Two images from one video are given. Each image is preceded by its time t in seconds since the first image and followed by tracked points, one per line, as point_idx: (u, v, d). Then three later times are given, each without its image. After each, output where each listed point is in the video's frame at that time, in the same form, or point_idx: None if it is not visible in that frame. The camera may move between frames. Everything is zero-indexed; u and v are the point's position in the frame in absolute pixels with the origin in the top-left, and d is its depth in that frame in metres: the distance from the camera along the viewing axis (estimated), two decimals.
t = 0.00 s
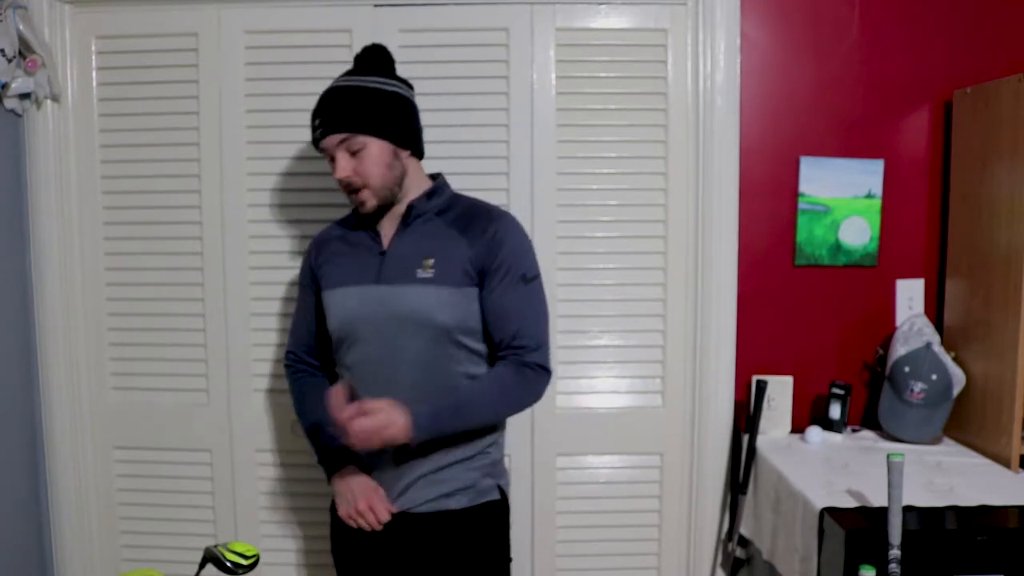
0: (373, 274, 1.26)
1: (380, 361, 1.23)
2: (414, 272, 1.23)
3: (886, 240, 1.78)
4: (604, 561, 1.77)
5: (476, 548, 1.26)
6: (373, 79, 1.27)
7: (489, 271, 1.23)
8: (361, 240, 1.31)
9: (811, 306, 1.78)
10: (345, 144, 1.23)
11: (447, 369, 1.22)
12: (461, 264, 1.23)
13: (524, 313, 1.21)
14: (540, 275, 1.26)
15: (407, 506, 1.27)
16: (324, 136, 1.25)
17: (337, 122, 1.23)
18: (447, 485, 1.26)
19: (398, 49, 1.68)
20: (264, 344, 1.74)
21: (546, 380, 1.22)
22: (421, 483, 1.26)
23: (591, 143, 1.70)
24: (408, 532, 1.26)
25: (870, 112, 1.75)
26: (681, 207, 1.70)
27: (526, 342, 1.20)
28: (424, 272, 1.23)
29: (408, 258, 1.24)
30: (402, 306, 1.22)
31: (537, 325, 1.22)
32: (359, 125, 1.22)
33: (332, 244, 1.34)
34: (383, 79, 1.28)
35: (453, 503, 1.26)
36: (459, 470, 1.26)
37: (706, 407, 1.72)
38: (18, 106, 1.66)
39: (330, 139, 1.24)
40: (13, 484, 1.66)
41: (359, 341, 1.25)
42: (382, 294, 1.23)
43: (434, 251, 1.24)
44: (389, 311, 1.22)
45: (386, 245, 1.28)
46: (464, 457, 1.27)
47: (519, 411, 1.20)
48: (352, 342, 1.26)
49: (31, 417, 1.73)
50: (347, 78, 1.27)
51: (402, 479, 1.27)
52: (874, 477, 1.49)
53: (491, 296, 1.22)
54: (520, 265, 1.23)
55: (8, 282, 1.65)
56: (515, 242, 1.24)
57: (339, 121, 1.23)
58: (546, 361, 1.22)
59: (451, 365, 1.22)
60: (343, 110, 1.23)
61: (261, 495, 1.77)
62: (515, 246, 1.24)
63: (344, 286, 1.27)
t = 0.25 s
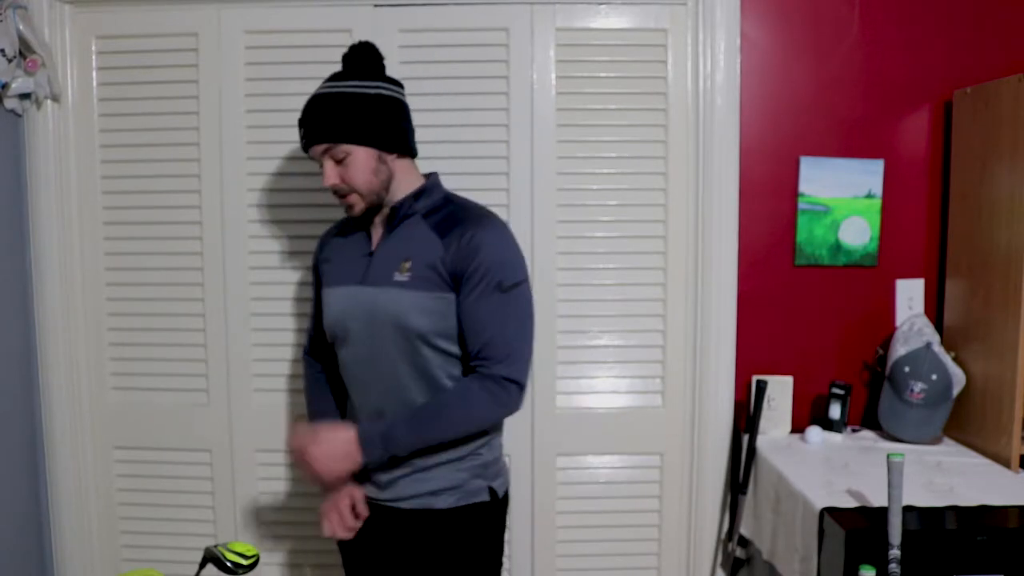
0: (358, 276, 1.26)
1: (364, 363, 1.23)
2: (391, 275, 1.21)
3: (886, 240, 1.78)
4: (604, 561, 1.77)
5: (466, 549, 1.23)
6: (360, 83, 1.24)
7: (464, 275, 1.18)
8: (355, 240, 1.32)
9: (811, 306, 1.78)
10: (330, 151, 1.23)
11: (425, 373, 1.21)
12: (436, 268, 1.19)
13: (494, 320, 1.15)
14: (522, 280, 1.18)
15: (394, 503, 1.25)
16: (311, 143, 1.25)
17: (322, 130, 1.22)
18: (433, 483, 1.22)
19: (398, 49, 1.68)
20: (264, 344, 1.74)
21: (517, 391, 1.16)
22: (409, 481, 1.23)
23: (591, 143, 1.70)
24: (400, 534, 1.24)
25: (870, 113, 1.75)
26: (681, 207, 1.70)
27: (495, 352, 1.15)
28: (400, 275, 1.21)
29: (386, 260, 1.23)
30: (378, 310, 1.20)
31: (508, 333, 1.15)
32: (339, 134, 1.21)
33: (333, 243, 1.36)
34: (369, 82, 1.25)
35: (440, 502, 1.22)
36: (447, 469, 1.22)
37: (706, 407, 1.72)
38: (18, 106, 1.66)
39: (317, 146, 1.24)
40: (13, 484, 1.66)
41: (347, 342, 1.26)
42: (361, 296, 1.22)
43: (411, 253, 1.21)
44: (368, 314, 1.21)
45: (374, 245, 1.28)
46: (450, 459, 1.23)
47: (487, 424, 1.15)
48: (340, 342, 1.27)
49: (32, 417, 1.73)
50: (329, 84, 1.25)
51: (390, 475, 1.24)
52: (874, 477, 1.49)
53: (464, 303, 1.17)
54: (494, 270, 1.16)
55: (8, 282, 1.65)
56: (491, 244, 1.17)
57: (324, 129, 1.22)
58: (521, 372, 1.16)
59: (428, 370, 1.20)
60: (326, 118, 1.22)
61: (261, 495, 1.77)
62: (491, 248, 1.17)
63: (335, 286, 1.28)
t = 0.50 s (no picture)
0: (350, 277, 1.27)
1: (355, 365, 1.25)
2: (371, 277, 1.21)
3: (886, 240, 1.78)
4: (604, 561, 1.77)
5: (459, 551, 1.22)
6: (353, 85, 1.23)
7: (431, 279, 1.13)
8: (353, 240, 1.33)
9: (811, 306, 1.78)
10: (321, 154, 1.22)
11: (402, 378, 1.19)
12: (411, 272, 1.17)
13: (445, 327, 1.08)
14: (489, 288, 1.09)
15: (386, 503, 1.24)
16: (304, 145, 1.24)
17: (314, 132, 1.21)
18: (423, 484, 1.21)
19: (398, 49, 1.68)
20: (264, 344, 1.74)
21: (465, 403, 1.08)
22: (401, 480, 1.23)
23: (591, 143, 1.70)
24: (396, 535, 1.23)
25: (870, 113, 1.75)
26: (681, 207, 1.70)
27: (442, 359, 1.08)
28: (379, 278, 1.19)
29: (369, 262, 1.22)
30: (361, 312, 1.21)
31: (458, 340, 1.07)
32: (330, 136, 1.20)
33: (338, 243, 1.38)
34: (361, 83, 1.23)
35: (429, 504, 1.21)
36: (438, 470, 1.21)
37: (706, 407, 1.72)
38: (18, 106, 1.66)
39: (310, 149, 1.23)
40: (13, 484, 1.66)
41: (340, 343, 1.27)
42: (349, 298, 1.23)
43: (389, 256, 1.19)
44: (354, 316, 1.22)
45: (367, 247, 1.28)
46: (442, 459, 1.22)
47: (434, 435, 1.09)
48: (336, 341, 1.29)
49: (32, 418, 1.73)
50: (322, 86, 1.25)
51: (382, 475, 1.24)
52: (874, 477, 1.49)
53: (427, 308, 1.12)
54: (455, 276, 1.09)
55: (8, 282, 1.65)
56: (457, 249, 1.11)
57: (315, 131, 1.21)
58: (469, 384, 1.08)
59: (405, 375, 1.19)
60: (317, 120, 1.21)
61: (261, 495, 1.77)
62: (456, 253, 1.11)
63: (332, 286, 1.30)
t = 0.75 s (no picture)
0: (346, 277, 1.28)
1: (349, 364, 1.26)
2: (361, 277, 1.21)
3: (886, 240, 1.78)
4: (604, 561, 1.77)
5: (450, 553, 1.22)
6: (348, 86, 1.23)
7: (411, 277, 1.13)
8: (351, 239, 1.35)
9: (811, 306, 1.78)
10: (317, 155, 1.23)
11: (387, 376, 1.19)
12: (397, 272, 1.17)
13: (409, 318, 1.07)
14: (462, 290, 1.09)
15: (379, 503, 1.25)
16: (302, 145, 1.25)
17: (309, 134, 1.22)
18: (413, 486, 1.22)
19: (398, 49, 1.68)
20: (264, 344, 1.75)
21: (420, 399, 1.06)
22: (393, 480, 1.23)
23: (591, 143, 1.70)
24: (391, 537, 1.23)
25: (870, 113, 1.75)
26: (681, 206, 1.70)
27: (400, 348, 1.06)
28: (368, 278, 1.20)
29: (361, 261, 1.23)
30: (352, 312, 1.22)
31: (421, 338, 1.06)
32: (325, 138, 1.20)
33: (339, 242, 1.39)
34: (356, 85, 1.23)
35: (419, 505, 1.22)
36: (429, 471, 1.22)
37: (706, 407, 1.72)
38: (18, 106, 1.66)
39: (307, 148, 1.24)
40: (13, 484, 1.66)
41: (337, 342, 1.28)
42: (342, 297, 1.25)
43: (378, 256, 1.20)
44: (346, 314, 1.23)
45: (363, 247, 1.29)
46: (433, 460, 1.22)
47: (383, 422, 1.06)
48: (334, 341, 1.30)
49: (32, 418, 1.73)
50: (320, 86, 1.24)
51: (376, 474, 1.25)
52: (873, 477, 1.49)
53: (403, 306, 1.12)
54: (434, 275, 1.09)
55: (8, 283, 1.65)
56: (440, 251, 1.11)
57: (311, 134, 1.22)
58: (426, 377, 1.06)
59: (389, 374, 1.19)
60: (312, 123, 1.21)
61: (261, 495, 1.77)
62: (438, 255, 1.11)
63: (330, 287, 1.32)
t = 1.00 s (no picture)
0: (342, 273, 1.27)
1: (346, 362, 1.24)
2: (358, 272, 1.20)
3: (886, 240, 1.78)
4: (604, 561, 1.77)
5: (449, 555, 1.22)
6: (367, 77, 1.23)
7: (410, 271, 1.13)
8: (346, 238, 1.34)
9: (811, 306, 1.78)
10: (333, 141, 1.21)
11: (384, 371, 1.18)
12: (392, 265, 1.16)
13: (416, 312, 1.07)
14: (463, 280, 1.09)
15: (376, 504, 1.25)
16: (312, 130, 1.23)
17: (328, 118, 1.20)
18: (411, 487, 1.21)
19: (398, 49, 1.68)
20: (264, 344, 1.75)
21: (433, 392, 1.06)
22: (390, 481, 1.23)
23: (591, 143, 1.70)
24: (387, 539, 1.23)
25: (870, 113, 1.75)
26: (681, 206, 1.70)
27: (407, 343, 1.06)
28: (364, 272, 1.19)
29: (357, 257, 1.22)
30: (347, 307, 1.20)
31: (428, 331, 1.06)
32: (346, 123, 1.19)
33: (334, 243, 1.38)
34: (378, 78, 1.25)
35: (417, 507, 1.21)
36: (426, 473, 1.22)
37: (706, 407, 1.72)
38: (18, 106, 1.66)
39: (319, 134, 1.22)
40: (12, 483, 1.66)
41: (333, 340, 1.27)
42: (337, 293, 1.23)
43: (375, 249, 1.19)
44: (342, 310, 1.22)
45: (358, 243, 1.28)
46: (431, 460, 1.22)
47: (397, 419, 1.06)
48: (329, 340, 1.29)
49: (32, 418, 1.73)
50: (339, 72, 1.24)
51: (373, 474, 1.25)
52: (873, 477, 1.49)
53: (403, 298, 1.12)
54: (434, 266, 1.09)
55: (8, 282, 1.65)
56: (438, 242, 1.11)
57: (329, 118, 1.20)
58: (437, 370, 1.06)
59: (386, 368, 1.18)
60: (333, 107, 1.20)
61: (261, 495, 1.77)
62: (436, 246, 1.11)
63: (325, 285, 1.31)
